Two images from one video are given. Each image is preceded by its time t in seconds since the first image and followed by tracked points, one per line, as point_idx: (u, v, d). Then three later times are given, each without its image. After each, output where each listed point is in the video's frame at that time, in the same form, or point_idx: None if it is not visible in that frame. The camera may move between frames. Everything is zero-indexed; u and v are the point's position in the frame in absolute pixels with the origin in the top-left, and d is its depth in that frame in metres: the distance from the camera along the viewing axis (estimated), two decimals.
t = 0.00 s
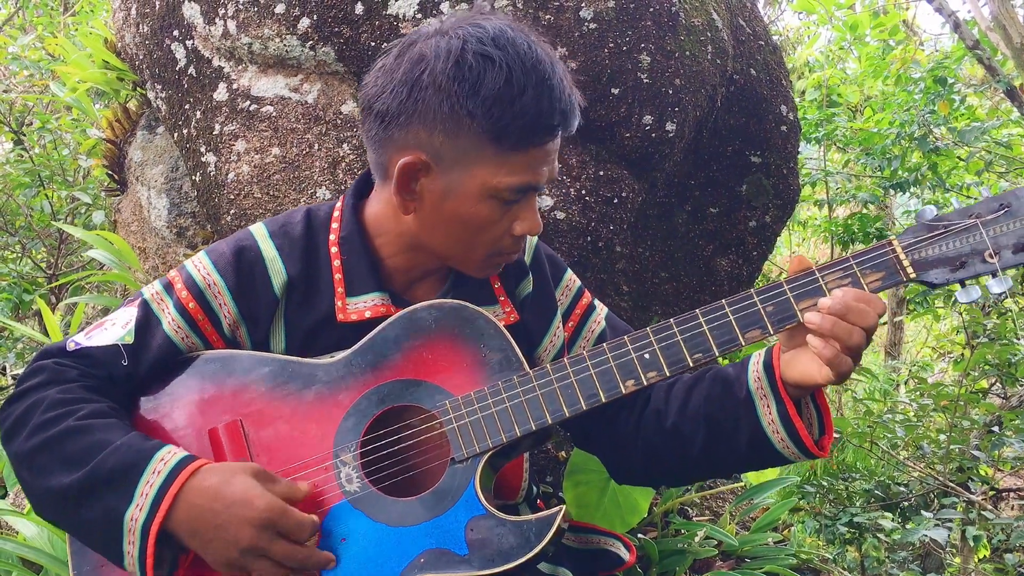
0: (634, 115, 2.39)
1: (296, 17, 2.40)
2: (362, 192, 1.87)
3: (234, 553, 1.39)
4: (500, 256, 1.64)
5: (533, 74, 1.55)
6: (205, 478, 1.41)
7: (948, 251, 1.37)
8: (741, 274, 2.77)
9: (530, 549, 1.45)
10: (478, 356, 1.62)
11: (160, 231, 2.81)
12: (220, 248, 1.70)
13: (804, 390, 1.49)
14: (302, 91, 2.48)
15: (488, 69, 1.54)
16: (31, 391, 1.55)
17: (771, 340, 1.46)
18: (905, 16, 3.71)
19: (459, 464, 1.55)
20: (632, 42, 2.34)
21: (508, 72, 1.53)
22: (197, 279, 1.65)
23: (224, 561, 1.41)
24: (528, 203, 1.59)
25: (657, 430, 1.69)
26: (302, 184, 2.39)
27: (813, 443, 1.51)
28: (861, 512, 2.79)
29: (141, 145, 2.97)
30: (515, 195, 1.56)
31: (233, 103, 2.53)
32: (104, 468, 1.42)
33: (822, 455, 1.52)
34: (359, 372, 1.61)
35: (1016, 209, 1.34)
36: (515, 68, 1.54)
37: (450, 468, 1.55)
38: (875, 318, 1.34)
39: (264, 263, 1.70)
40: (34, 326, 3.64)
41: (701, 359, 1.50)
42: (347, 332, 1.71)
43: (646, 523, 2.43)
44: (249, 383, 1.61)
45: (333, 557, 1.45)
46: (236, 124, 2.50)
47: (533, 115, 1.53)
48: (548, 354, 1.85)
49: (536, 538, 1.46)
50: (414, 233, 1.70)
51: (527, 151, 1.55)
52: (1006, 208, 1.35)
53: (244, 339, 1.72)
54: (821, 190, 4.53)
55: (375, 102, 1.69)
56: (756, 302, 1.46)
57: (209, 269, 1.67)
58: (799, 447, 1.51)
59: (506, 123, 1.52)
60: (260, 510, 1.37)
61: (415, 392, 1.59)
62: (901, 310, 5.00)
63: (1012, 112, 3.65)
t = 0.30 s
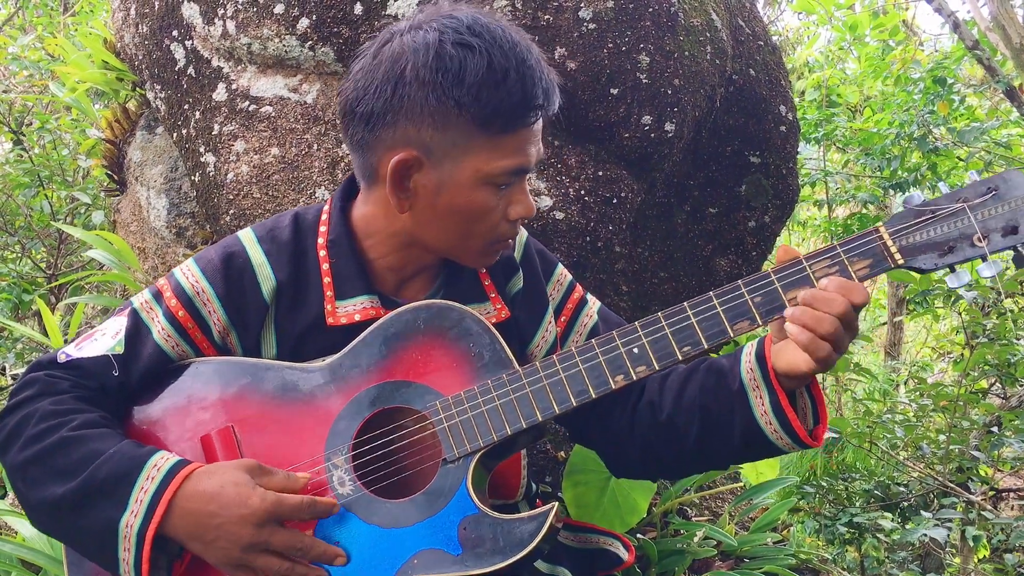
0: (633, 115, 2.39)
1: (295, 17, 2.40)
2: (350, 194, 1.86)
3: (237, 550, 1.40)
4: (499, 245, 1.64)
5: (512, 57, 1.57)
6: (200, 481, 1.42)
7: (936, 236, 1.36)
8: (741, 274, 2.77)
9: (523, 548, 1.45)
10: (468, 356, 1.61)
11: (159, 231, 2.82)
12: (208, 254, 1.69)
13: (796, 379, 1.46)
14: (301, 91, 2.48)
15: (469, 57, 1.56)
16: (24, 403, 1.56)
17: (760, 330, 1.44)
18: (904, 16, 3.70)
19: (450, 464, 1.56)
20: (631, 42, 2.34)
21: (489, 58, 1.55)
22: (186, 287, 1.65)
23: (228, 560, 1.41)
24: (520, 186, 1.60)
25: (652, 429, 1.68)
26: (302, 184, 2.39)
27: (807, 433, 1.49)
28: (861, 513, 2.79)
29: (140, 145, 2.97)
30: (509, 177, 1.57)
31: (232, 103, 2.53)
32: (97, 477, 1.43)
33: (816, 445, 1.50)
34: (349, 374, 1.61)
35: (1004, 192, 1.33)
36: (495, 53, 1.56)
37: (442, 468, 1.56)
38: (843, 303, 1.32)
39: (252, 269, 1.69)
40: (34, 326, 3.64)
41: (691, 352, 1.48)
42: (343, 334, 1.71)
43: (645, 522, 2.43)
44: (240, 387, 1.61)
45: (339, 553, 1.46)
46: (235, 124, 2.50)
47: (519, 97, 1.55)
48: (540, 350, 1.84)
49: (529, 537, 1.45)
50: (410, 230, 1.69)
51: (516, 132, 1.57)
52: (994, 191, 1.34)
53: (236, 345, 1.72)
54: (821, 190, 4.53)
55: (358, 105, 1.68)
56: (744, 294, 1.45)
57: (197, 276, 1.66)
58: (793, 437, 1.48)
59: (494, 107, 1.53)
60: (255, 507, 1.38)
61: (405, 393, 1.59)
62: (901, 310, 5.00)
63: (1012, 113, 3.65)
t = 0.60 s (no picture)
0: (633, 114, 2.39)
1: (295, 17, 2.40)
2: (346, 194, 1.85)
3: (235, 549, 1.40)
4: (501, 237, 1.65)
5: (505, 48, 1.57)
6: (192, 483, 1.41)
7: (935, 232, 1.36)
8: (741, 274, 2.77)
9: (521, 547, 1.45)
10: (467, 356, 1.61)
11: (159, 231, 2.82)
12: (205, 256, 1.69)
13: (792, 381, 1.47)
14: (301, 90, 2.48)
15: (462, 51, 1.55)
16: (20, 407, 1.56)
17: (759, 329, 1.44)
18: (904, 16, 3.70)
19: (450, 464, 1.56)
20: (631, 42, 2.34)
21: (483, 51, 1.55)
22: (183, 289, 1.65)
23: (228, 558, 1.41)
24: (519, 177, 1.61)
25: (650, 428, 1.68)
26: (302, 183, 2.39)
27: (805, 438, 1.49)
28: (861, 512, 2.79)
29: (140, 144, 2.97)
30: (509, 168, 1.58)
31: (232, 102, 2.52)
32: (93, 478, 1.43)
33: (814, 450, 1.49)
34: (349, 375, 1.61)
35: (1002, 187, 1.34)
36: (488, 44, 1.56)
37: (441, 468, 1.55)
38: (833, 300, 1.31)
39: (249, 270, 1.69)
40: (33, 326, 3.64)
41: (689, 350, 1.49)
42: (341, 335, 1.70)
43: (645, 522, 2.42)
44: (239, 388, 1.61)
45: (335, 538, 1.48)
46: (235, 124, 2.50)
47: (515, 87, 1.56)
48: (537, 347, 1.83)
49: (527, 536, 1.45)
50: (411, 229, 1.69)
51: (513, 122, 1.58)
52: (992, 187, 1.35)
53: (233, 347, 1.72)
54: (821, 191, 4.53)
55: (352, 108, 1.67)
56: (742, 291, 1.45)
57: (194, 278, 1.66)
58: (791, 441, 1.48)
59: (492, 99, 1.54)
60: (247, 505, 1.38)
61: (404, 393, 1.59)
62: (901, 311, 4.99)
63: (1012, 112, 3.64)
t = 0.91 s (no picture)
0: (634, 114, 2.39)
1: (296, 17, 2.40)
2: (342, 195, 1.85)
3: (235, 552, 1.40)
4: (498, 237, 1.64)
5: (502, 47, 1.58)
6: (196, 485, 1.41)
7: (929, 226, 1.36)
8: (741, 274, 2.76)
9: (521, 546, 1.44)
10: (464, 355, 1.61)
11: (159, 231, 2.81)
12: (201, 259, 1.69)
13: (789, 376, 1.46)
14: (302, 90, 2.48)
15: (459, 50, 1.56)
16: (18, 412, 1.55)
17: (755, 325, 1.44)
18: (905, 16, 3.70)
19: (448, 463, 1.55)
20: (632, 42, 2.34)
21: (480, 50, 1.56)
22: (179, 292, 1.65)
23: (225, 563, 1.42)
24: (516, 176, 1.61)
25: (648, 427, 1.68)
26: (303, 183, 2.39)
27: (802, 433, 1.48)
28: (861, 513, 2.80)
29: (140, 144, 2.97)
30: (507, 166, 1.58)
31: (233, 102, 2.52)
32: (95, 481, 1.43)
33: (811, 445, 1.49)
34: (345, 376, 1.60)
35: (997, 181, 1.32)
36: (485, 44, 1.57)
37: (439, 468, 1.55)
38: (825, 297, 1.30)
39: (245, 273, 1.69)
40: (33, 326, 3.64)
41: (686, 347, 1.47)
42: (339, 337, 1.70)
43: (646, 522, 2.42)
44: (236, 390, 1.61)
45: (334, 551, 1.47)
46: (236, 123, 2.50)
47: (512, 85, 1.56)
48: (535, 348, 1.83)
49: (527, 535, 1.45)
50: (407, 228, 1.69)
51: (510, 121, 1.58)
52: (987, 180, 1.33)
53: (231, 350, 1.72)
54: (821, 191, 4.52)
55: (350, 106, 1.67)
56: (738, 288, 1.45)
57: (190, 281, 1.66)
58: (787, 436, 1.48)
59: (489, 97, 1.54)
60: (250, 507, 1.38)
61: (402, 393, 1.59)
62: (901, 311, 4.99)
63: (1013, 112, 3.64)
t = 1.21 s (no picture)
0: (635, 115, 2.39)
1: (296, 17, 2.41)
2: (333, 197, 1.85)
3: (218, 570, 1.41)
4: (487, 239, 1.64)
5: (486, 48, 1.57)
6: (185, 501, 1.42)
7: (921, 217, 1.36)
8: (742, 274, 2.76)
9: (516, 545, 1.44)
10: (457, 356, 1.61)
11: (160, 231, 2.82)
12: (193, 265, 1.69)
13: (782, 370, 1.46)
14: (302, 91, 2.48)
15: (443, 52, 1.56)
16: (15, 421, 1.56)
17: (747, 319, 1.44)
18: (905, 16, 3.70)
19: (443, 464, 1.55)
20: (632, 43, 2.35)
21: (463, 51, 1.55)
22: (172, 299, 1.64)
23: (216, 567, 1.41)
24: (504, 176, 1.61)
25: (642, 427, 1.68)
26: (303, 184, 2.39)
27: (797, 428, 1.47)
28: (861, 514, 2.80)
29: (141, 144, 2.97)
30: (494, 168, 1.58)
31: (233, 103, 2.53)
32: (85, 496, 1.44)
33: (806, 440, 1.48)
34: (339, 380, 1.61)
35: (989, 171, 1.33)
36: (468, 45, 1.56)
37: (434, 469, 1.55)
38: (817, 290, 1.30)
39: (238, 278, 1.68)
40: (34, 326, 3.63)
41: (678, 343, 1.48)
42: (336, 339, 1.70)
43: (647, 523, 2.41)
44: (231, 395, 1.62)
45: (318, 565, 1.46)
46: (237, 124, 2.51)
47: (497, 87, 1.56)
48: (529, 346, 1.82)
49: (522, 533, 1.44)
50: (397, 231, 1.69)
51: (495, 122, 1.57)
52: (978, 170, 1.34)
53: (225, 355, 1.72)
54: (822, 191, 4.52)
55: (335, 109, 1.67)
56: (730, 283, 1.45)
57: (182, 287, 1.66)
58: (782, 431, 1.47)
59: (474, 99, 1.54)
60: (237, 528, 1.38)
61: (396, 395, 1.59)
62: (902, 311, 4.99)
63: (1013, 113, 3.64)
